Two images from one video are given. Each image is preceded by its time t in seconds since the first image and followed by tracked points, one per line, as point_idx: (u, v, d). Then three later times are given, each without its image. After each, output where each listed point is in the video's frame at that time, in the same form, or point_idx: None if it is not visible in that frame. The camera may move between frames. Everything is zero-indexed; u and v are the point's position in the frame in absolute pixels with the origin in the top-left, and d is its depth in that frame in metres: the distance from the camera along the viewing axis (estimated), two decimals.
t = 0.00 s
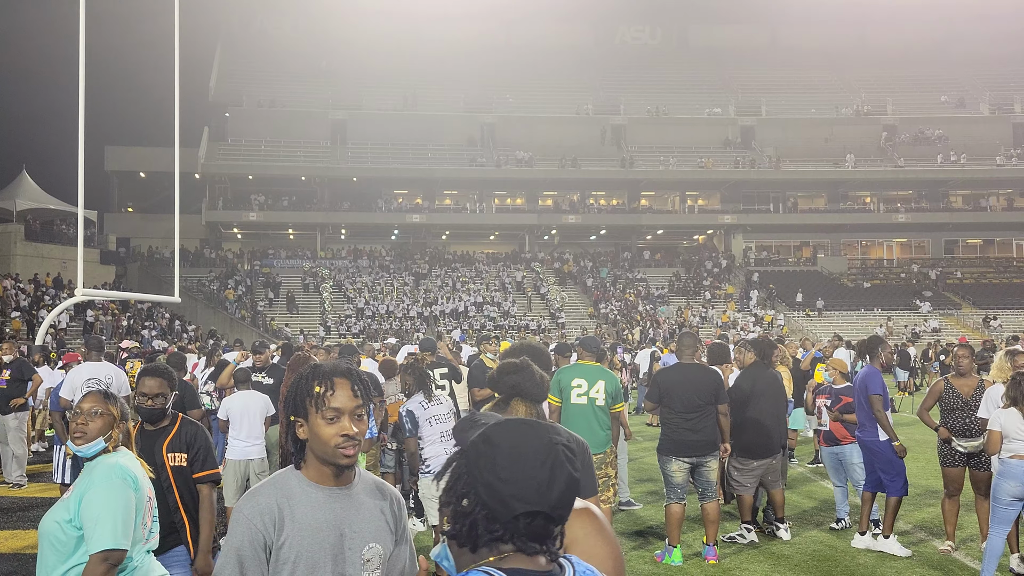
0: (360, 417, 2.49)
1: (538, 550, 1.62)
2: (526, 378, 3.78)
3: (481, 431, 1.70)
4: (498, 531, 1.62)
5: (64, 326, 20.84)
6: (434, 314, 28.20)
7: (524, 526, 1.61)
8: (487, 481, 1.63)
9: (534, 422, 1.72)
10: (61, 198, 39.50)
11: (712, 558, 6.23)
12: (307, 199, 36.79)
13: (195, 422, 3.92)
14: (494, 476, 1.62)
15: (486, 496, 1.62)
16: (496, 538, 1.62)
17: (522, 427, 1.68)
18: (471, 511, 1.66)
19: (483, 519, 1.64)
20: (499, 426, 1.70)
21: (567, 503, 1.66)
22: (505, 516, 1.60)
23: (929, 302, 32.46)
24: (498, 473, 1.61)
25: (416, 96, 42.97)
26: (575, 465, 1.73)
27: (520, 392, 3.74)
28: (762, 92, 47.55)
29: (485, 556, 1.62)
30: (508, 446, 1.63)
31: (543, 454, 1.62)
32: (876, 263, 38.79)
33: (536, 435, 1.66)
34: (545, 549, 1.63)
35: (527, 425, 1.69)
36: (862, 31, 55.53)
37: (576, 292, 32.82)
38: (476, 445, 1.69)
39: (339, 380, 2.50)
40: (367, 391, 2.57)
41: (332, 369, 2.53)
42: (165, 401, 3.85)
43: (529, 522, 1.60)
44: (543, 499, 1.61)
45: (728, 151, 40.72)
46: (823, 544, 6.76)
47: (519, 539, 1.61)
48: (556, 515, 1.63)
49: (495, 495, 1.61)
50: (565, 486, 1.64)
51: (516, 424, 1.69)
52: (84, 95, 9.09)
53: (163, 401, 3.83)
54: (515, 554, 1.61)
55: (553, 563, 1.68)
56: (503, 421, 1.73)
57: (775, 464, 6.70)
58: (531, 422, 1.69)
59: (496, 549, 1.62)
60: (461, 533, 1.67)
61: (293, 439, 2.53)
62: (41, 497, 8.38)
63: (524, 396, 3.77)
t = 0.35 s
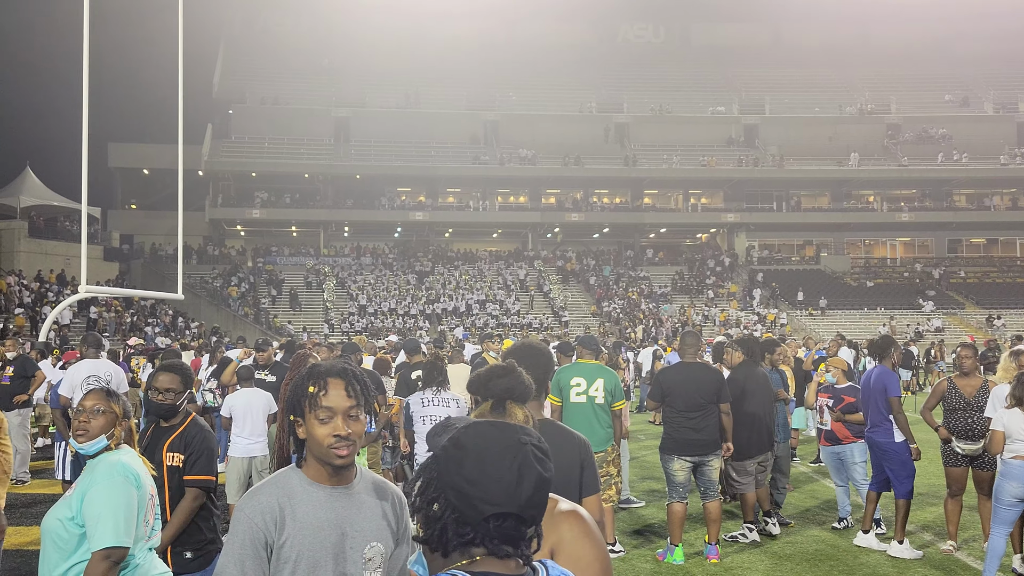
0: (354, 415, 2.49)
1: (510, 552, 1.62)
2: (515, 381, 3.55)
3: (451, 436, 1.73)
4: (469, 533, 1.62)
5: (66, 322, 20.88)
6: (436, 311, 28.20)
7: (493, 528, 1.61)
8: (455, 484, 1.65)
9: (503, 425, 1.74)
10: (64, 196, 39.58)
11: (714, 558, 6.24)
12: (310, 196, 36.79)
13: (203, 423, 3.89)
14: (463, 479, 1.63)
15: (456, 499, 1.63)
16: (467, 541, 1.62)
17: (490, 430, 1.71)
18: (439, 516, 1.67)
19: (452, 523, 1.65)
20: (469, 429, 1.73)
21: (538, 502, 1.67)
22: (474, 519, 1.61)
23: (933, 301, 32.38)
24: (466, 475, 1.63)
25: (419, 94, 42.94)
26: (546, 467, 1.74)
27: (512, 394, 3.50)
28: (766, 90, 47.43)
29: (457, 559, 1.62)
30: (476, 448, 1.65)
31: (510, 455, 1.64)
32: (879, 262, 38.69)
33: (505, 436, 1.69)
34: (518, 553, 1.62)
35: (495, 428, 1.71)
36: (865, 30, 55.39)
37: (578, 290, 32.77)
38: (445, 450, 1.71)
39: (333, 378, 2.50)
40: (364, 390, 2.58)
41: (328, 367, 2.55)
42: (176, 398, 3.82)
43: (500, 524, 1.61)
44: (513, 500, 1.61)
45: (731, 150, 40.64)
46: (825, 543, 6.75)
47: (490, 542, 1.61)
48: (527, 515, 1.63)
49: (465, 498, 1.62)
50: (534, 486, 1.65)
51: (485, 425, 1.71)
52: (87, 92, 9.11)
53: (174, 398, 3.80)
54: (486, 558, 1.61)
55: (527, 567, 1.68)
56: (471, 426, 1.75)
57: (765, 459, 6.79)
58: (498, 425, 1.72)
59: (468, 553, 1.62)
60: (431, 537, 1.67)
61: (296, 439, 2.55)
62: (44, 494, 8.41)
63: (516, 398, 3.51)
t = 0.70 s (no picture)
0: (335, 414, 2.50)
1: (518, 550, 1.62)
2: (519, 382, 3.56)
3: (458, 432, 1.72)
4: (476, 532, 1.63)
5: (72, 320, 20.98)
6: (441, 311, 28.23)
7: (502, 525, 1.61)
8: (463, 483, 1.65)
9: (510, 420, 1.73)
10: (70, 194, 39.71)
11: (717, 558, 6.25)
12: (315, 195, 36.86)
13: (221, 424, 3.90)
14: (470, 477, 1.64)
15: (463, 498, 1.64)
16: (475, 540, 1.63)
17: (496, 427, 1.70)
18: (448, 515, 1.68)
19: (460, 522, 1.66)
20: (476, 424, 1.72)
21: (545, 498, 1.68)
22: (483, 516, 1.61)
23: (939, 301, 32.28)
24: (472, 474, 1.63)
25: (424, 93, 43.00)
26: (553, 461, 1.74)
27: (515, 395, 3.50)
28: (771, 90, 47.34)
29: (465, 557, 1.63)
30: (483, 445, 1.65)
31: (516, 453, 1.64)
32: (884, 263, 38.60)
33: (511, 432, 1.68)
34: (526, 549, 1.63)
35: (500, 423, 1.71)
36: (872, 29, 55.21)
37: (584, 289, 32.77)
38: (452, 446, 1.71)
39: (312, 378, 2.54)
40: (348, 387, 2.59)
41: (309, 368, 2.59)
42: (193, 392, 3.85)
43: (508, 522, 1.61)
44: (519, 498, 1.62)
45: (736, 150, 40.58)
46: (830, 543, 6.74)
47: (497, 541, 1.61)
48: (535, 512, 1.64)
49: (472, 495, 1.63)
50: (539, 484, 1.65)
51: (491, 421, 1.70)
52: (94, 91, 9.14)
53: (191, 393, 3.83)
54: (494, 556, 1.62)
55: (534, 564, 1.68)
56: (480, 421, 1.74)
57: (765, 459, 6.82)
58: (505, 421, 1.71)
59: (475, 551, 1.63)
60: (438, 535, 1.69)
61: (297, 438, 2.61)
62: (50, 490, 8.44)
63: (519, 399, 3.52)
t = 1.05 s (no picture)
0: (363, 415, 2.54)
1: (534, 549, 1.61)
2: (536, 381, 3.57)
3: (471, 432, 1.71)
4: (493, 533, 1.62)
5: (81, 321, 21.07)
6: (448, 311, 28.26)
7: (520, 525, 1.60)
8: (478, 485, 1.64)
9: (523, 420, 1.71)
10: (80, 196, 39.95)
11: (725, 558, 6.23)
12: (322, 195, 36.97)
13: (242, 424, 3.87)
14: (486, 478, 1.62)
15: (479, 499, 1.63)
16: (493, 541, 1.61)
17: (511, 427, 1.68)
18: (465, 516, 1.66)
19: (478, 523, 1.64)
20: (488, 425, 1.71)
21: (561, 498, 1.66)
22: (500, 518, 1.60)
23: (947, 301, 32.10)
24: (489, 474, 1.62)
25: (431, 94, 43.09)
26: (569, 460, 1.71)
27: (533, 395, 3.53)
28: (779, 90, 47.22)
29: (482, 557, 1.62)
30: (498, 446, 1.64)
31: (532, 454, 1.63)
32: (893, 263, 38.44)
33: (525, 432, 1.66)
34: (541, 548, 1.61)
35: (514, 423, 1.69)
36: (880, 29, 55.01)
37: (591, 290, 32.74)
38: (467, 448, 1.69)
39: (340, 378, 2.57)
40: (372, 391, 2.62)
41: (336, 366, 2.61)
42: (213, 392, 3.85)
43: (525, 522, 1.59)
44: (537, 499, 1.61)
45: (744, 150, 40.48)
46: (838, 544, 6.71)
47: (515, 541, 1.60)
48: (552, 512, 1.63)
49: (487, 496, 1.62)
50: (557, 484, 1.64)
51: (505, 422, 1.68)
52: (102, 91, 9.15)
53: (211, 393, 3.82)
54: (512, 557, 1.60)
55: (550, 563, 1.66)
56: (495, 420, 1.72)
57: (765, 458, 6.87)
58: (519, 420, 1.69)
59: (493, 552, 1.62)
60: (456, 537, 1.67)
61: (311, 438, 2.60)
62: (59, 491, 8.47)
63: (538, 398, 3.55)
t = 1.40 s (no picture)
0: (337, 414, 2.51)
1: (541, 548, 1.61)
2: (560, 378, 3.55)
3: (476, 431, 1.71)
4: (503, 533, 1.61)
5: (87, 322, 21.14)
6: (453, 311, 28.27)
7: (528, 525, 1.60)
8: (485, 485, 1.64)
9: (529, 418, 1.70)
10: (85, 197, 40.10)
11: (730, 557, 6.23)
12: (327, 196, 37.04)
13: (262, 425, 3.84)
14: (494, 479, 1.62)
15: (487, 499, 1.63)
16: (502, 540, 1.61)
17: (518, 426, 1.67)
18: (473, 516, 1.66)
19: (486, 523, 1.65)
20: (493, 423, 1.70)
21: (568, 496, 1.66)
22: (507, 518, 1.60)
23: (953, 300, 31.96)
24: (496, 475, 1.62)
25: (435, 94, 43.15)
26: (577, 458, 1.71)
27: (556, 391, 3.50)
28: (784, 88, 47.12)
29: (491, 557, 1.62)
30: (505, 446, 1.64)
31: (539, 453, 1.62)
32: (898, 261, 38.34)
33: (531, 431, 1.66)
34: (548, 548, 1.61)
35: (520, 422, 1.69)
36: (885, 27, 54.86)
37: (596, 289, 32.76)
38: (473, 447, 1.69)
39: (316, 380, 2.57)
40: (355, 388, 2.56)
41: (314, 370, 2.61)
42: (233, 393, 3.88)
43: (535, 521, 1.60)
44: (545, 498, 1.61)
45: (748, 149, 40.39)
46: (844, 543, 6.71)
47: (524, 541, 1.60)
48: (561, 510, 1.63)
49: (495, 497, 1.62)
50: (566, 481, 1.64)
51: (511, 421, 1.67)
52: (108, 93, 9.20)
53: (231, 394, 3.85)
54: (519, 555, 1.60)
55: (555, 561, 1.66)
56: (501, 419, 1.72)
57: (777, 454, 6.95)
58: (526, 419, 1.68)
59: (501, 553, 1.62)
60: (464, 537, 1.67)
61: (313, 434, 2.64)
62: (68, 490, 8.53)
63: (560, 394, 3.50)
